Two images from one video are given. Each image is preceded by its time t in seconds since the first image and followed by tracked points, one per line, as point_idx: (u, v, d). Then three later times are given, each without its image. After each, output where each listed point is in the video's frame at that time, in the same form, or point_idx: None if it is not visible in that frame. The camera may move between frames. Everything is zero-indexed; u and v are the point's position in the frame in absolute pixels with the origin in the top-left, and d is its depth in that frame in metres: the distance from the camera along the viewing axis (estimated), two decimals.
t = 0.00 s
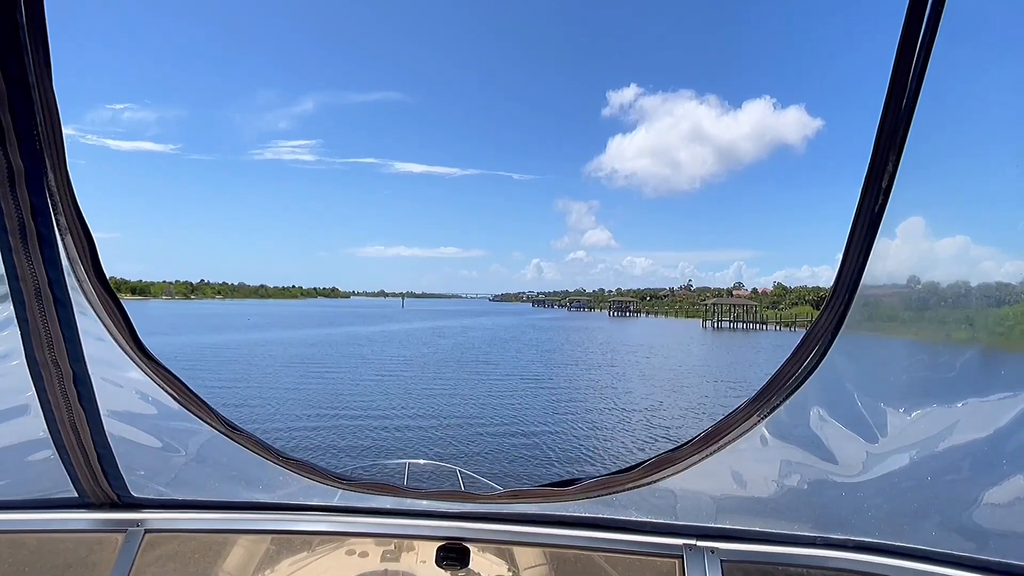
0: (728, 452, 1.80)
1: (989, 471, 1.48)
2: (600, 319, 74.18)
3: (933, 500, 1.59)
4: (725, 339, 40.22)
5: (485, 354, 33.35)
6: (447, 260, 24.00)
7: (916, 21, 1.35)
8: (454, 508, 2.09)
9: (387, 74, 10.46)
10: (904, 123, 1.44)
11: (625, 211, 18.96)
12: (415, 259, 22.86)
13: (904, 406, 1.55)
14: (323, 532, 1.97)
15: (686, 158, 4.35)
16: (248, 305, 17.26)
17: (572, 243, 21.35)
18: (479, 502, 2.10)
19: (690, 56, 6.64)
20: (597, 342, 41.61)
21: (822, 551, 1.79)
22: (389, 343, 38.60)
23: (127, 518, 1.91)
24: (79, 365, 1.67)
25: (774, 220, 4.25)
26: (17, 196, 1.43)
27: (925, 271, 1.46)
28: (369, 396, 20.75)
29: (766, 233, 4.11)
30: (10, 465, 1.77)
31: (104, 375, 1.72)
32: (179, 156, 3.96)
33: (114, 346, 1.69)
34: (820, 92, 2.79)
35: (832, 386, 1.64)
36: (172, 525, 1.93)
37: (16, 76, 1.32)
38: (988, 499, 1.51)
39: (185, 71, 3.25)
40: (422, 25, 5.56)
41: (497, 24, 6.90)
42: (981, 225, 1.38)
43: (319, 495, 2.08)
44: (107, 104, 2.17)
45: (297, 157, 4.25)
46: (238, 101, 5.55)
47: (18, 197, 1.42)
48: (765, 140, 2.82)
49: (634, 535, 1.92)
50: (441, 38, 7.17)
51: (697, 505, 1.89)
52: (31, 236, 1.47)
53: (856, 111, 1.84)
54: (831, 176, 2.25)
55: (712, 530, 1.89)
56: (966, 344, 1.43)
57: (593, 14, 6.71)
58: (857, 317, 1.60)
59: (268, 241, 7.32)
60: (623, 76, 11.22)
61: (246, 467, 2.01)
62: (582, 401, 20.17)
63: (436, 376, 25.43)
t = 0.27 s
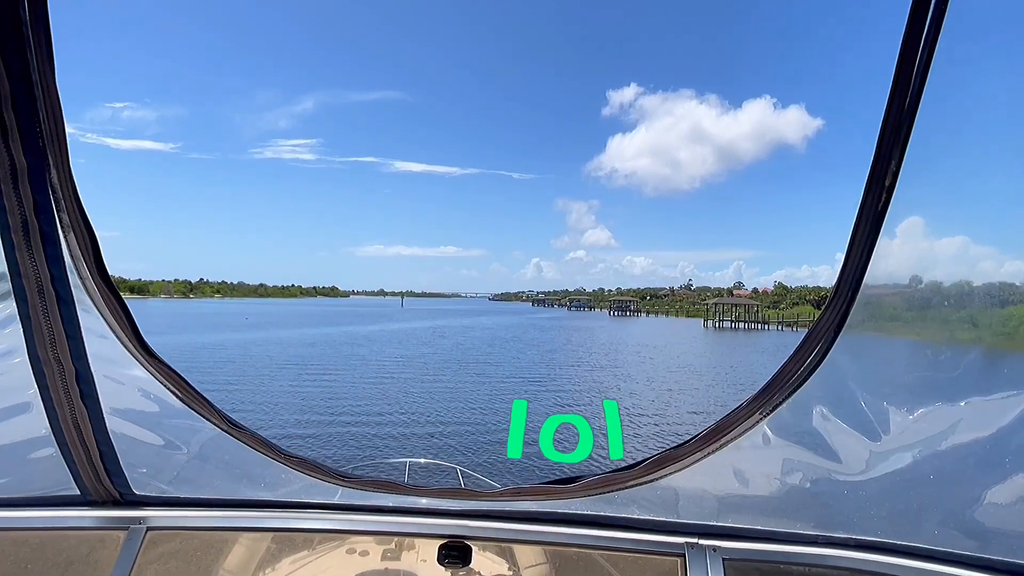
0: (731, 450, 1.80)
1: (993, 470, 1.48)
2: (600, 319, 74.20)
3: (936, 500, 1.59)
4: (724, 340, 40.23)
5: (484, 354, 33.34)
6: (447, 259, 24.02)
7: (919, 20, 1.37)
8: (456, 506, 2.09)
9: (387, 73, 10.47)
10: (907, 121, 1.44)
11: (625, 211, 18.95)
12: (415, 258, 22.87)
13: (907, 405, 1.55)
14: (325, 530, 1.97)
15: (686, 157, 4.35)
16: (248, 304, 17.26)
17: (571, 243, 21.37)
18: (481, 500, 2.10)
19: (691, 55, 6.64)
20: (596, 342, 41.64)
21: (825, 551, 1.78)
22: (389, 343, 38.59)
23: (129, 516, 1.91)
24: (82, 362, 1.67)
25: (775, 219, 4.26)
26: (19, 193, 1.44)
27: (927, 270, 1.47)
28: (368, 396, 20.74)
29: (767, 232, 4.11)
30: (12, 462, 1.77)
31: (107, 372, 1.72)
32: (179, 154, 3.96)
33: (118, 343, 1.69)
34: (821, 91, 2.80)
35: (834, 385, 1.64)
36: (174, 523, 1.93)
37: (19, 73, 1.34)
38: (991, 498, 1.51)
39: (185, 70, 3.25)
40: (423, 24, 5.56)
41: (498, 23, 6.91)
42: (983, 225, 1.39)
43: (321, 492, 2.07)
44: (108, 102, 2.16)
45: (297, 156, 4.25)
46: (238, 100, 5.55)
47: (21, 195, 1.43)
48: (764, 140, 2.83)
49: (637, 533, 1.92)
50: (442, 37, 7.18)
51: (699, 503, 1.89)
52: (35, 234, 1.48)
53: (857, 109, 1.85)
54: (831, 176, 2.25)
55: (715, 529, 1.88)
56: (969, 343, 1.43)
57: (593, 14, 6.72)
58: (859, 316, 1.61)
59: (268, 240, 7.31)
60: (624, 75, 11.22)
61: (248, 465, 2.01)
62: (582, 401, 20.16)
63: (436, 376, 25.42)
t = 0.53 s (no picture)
0: (732, 449, 1.80)
1: (995, 469, 1.48)
2: (599, 319, 74.21)
3: (938, 499, 1.59)
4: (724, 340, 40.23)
5: (484, 355, 33.33)
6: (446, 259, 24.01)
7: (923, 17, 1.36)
8: (457, 505, 2.09)
9: (387, 73, 10.45)
10: (911, 120, 1.44)
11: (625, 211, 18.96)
12: (415, 259, 22.86)
13: (910, 405, 1.55)
14: (325, 529, 1.97)
15: (686, 157, 4.35)
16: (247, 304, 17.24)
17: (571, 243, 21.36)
18: (482, 499, 2.10)
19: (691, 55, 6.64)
20: (596, 343, 41.64)
21: (826, 549, 1.79)
22: (388, 343, 38.57)
23: (129, 514, 1.91)
24: (82, 360, 1.66)
25: (775, 219, 4.25)
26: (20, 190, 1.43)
27: (928, 270, 1.47)
28: (367, 396, 20.73)
29: (768, 231, 4.11)
30: (13, 460, 1.77)
31: (108, 369, 1.71)
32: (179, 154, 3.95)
33: (119, 340, 1.69)
34: (822, 89, 2.80)
35: (837, 384, 1.64)
36: (175, 520, 1.92)
37: (20, 70, 1.34)
38: (993, 497, 1.51)
39: (185, 69, 3.25)
40: (422, 23, 5.56)
41: (498, 23, 6.90)
42: (983, 226, 1.39)
43: (321, 490, 2.07)
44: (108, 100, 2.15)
45: (296, 155, 4.25)
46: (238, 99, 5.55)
47: (22, 191, 1.42)
48: (764, 139, 2.83)
49: (638, 532, 1.92)
50: (442, 37, 7.17)
51: (701, 501, 1.89)
52: (35, 231, 1.47)
53: (858, 107, 1.85)
54: (832, 173, 2.25)
55: (716, 528, 1.89)
56: (972, 342, 1.43)
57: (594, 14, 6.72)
58: (862, 315, 1.60)
59: (267, 240, 7.30)
60: (624, 75, 11.21)
61: (249, 464, 2.01)
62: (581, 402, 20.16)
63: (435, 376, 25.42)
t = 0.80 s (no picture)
0: (732, 450, 1.80)
1: (995, 470, 1.48)
2: (598, 320, 74.24)
3: (938, 499, 1.59)
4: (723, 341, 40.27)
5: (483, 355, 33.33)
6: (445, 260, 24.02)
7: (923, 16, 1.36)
8: (458, 505, 2.09)
9: (387, 73, 10.46)
10: (911, 121, 1.44)
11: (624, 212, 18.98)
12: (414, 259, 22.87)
13: (910, 406, 1.55)
14: (324, 529, 1.97)
15: (685, 158, 4.35)
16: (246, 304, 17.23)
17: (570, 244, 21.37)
18: (482, 500, 2.09)
19: (691, 55, 6.65)
20: (595, 343, 41.67)
21: (827, 550, 1.79)
22: (387, 343, 38.57)
23: (130, 514, 1.91)
24: (84, 360, 1.66)
25: (774, 220, 4.26)
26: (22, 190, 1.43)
27: (928, 271, 1.48)
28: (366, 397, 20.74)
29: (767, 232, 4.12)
30: (14, 459, 1.77)
31: (109, 370, 1.71)
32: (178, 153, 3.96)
33: (120, 341, 1.69)
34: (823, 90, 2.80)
35: (838, 385, 1.64)
36: (176, 521, 1.92)
37: (22, 69, 1.34)
38: (994, 498, 1.52)
39: (184, 70, 3.25)
40: (422, 23, 5.56)
41: (499, 23, 6.90)
42: (980, 228, 1.40)
43: (322, 490, 2.07)
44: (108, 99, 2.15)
45: (295, 156, 4.25)
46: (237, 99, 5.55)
47: (24, 192, 1.42)
48: (763, 141, 2.84)
49: (639, 532, 1.91)
50: (442, 37, 7.17)
51: (702, 502, 1.89)
52: (37, 231, 1.47)
53: (858, 108, 1.85)
54: (831, 174, 2.26)
55: (717, 528, 1.89)
56: (973, 343, 1.44)
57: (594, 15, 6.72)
58: (862, 316, 1.60)
59: (266, 240, 7.31)
60: (624, 76, 11.23)
61: (250, 464, 2.01)
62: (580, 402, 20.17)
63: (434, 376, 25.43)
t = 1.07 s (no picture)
0: (732, 451, 1.80)
1: (995, 471, 1.49)
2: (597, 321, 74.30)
3: (938, 501, 1.60)
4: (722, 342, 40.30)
5: (482, 356, 33.33)
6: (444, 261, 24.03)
7: (924, 18, 1.37)
8: (458, 507, 2.09)
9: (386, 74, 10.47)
10: (911, 124, 1.45)
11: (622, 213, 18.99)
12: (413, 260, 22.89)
13: (910, 407, 1.55)
14: (324, 530, 1.97)
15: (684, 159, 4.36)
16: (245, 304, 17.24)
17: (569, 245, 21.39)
18: (481, 501, 2.09)
19: (690, 57, 6.66)
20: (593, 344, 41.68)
21: (827, 551, 1.79)
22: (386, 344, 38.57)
23: (129, 515, 1.90)
24: (84, 361, 1.66)
25: (773, 221, 4.27)
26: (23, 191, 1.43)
27: (928, 272, 1.48)
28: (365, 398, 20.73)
29: (767, 234, 4.12)
30: (15, 460, 1.77)
31: (109, 370, 1.71)
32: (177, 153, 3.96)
33: (120, 342, 1.69)
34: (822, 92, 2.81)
35: (838, 387, 1.65)
36: (175, 522, 1.92)
37: (23, 70, 1.34)
38: (994, 499, 1.52)
39: (184, 70, 3.25)
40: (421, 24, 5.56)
41: (499, 24, 6.91)
42: (981, 230, 1.40)
43: (322, 491, 2.07)
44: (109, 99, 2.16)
45: (294, 156, 4.25)
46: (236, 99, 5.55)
47: (25, 193, 1.42)
48: (763, 143, 2.85)
49: (639, 534, 1.92)
50: (442, 38, 7.18)
51: (701, 504, 1.90)
52: (38, 232, 1.47)
53: (858, 109, 1.86)
54: (830, 176, 2.27)
55: (716, 530, 1.89)
56: (974, 344, 1.44)
57: (593, 16, 6.74)
58: (862, 318, 1.61)
59: (265, 240, 7.31)
60: (623, 77, 11.24)
61: (251, 465, 2.01)
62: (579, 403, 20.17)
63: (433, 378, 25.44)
